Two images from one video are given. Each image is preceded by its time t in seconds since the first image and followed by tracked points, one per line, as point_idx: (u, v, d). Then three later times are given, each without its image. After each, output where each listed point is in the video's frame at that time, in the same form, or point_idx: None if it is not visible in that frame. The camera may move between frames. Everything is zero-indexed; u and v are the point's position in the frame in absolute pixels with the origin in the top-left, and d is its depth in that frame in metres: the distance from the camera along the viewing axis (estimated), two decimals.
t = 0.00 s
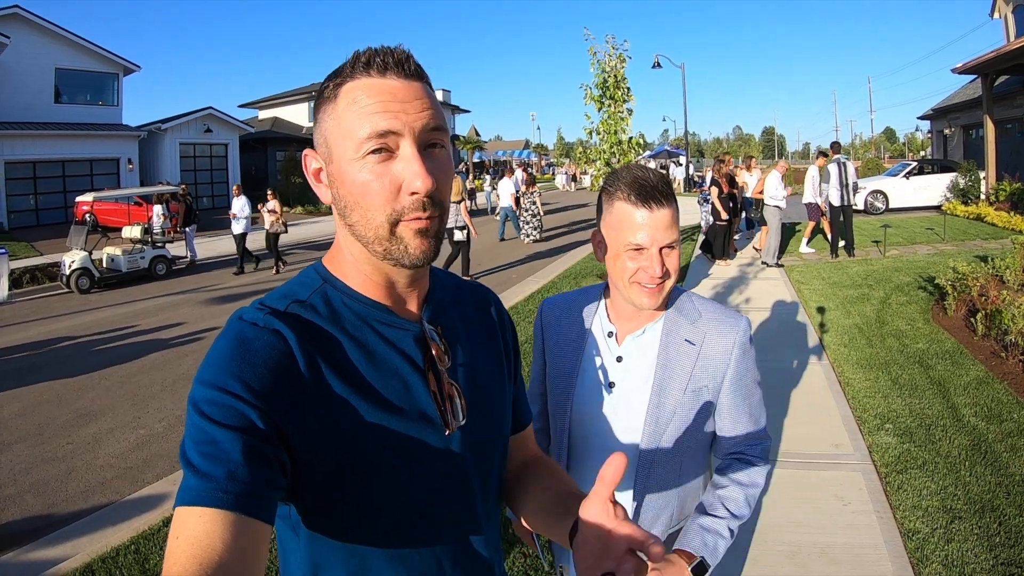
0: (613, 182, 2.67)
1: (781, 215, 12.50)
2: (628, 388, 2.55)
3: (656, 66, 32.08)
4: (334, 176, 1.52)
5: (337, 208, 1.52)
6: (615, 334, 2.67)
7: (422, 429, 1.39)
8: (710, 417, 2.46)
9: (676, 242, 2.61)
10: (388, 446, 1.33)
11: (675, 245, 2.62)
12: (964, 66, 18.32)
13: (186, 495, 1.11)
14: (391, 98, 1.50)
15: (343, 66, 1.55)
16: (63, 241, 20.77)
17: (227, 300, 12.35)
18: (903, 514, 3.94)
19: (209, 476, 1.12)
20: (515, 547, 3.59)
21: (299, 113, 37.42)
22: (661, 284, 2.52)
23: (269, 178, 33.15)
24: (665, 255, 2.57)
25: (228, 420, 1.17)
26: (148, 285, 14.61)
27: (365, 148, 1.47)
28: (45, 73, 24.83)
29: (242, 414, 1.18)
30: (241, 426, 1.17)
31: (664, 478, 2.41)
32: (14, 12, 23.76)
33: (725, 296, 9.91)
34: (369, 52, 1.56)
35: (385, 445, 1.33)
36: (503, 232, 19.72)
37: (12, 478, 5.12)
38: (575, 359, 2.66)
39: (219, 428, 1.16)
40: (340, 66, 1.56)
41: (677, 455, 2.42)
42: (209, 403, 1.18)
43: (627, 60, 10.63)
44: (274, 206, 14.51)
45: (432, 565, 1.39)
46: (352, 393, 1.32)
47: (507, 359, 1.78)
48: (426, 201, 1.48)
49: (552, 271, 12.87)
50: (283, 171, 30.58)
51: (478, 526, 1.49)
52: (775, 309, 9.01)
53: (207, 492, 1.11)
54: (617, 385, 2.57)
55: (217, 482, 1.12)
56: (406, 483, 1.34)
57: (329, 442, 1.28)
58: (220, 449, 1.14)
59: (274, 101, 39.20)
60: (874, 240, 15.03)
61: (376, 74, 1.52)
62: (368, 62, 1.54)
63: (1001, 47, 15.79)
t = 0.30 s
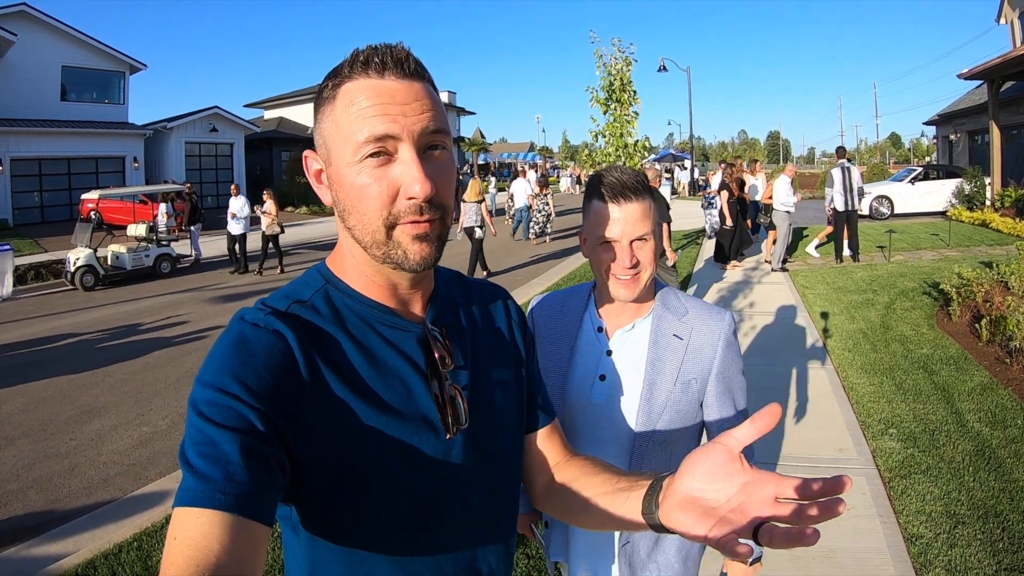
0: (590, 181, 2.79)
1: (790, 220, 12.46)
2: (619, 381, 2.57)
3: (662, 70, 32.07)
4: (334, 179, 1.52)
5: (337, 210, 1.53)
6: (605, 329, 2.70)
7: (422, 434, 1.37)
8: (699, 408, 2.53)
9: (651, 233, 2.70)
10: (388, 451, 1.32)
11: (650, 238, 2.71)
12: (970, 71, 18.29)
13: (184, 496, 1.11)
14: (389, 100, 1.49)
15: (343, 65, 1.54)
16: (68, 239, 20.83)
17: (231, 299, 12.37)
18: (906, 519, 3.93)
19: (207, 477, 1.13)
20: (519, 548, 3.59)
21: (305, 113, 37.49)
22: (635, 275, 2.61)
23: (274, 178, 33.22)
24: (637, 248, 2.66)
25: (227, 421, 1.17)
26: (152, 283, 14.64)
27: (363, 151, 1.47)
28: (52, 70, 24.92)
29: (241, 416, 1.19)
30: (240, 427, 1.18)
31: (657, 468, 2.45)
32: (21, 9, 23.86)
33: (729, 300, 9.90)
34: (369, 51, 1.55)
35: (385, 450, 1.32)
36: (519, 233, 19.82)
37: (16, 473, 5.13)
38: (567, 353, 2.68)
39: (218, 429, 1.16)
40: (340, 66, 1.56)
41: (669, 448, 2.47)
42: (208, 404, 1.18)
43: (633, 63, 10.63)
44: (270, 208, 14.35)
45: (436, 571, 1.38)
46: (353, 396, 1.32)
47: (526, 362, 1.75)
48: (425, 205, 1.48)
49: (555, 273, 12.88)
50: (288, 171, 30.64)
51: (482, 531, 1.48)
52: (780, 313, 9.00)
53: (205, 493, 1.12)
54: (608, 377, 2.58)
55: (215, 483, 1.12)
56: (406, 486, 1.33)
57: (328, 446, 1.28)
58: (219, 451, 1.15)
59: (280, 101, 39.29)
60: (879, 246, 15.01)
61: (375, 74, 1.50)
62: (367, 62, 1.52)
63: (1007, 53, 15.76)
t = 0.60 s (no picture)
0: (583, 185, 2.83)
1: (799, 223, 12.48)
2: (621, 382, 2.57)
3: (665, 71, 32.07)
4: (337, 179, 1.53)
5: (339, 210, 1.53)
6: (605, 331, 2.70)
7: (426, 434, 1.37)
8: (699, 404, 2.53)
9: (642, 235, 2.74)
10: (392, 450, 1.32)
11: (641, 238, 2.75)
12: (974, 75, 18.26)
13: (188, 496, 1.12)
14: (394, 101, 1.49)
15: (348, 67, 1.54)
16: (72, 236, 20.88)
17: (234, 298, 12.38)
18: (907, 521, 3.93)
19: (211, 477, 1.13)
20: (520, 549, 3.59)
21: (309, 113, 37.54)
22: (627, 275, 2.65)
23: (277, 177, 33.27)
24: (627, 249, 2.71)
25: (230, 422, 1.18)
26: (155, 280, 14.67)
27: (367, 153, 1.47)
28: (56, 68, 24.98)
29: (244, 416, 1.19)
30: (243, 428, 1.18)
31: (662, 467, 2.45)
32: (27, 7, 23.94)
33: (731, 302, 9.90)
34: (375, 52, 1.55)
35: (391, 450, 1.32)
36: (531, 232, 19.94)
37: (18, 469, 5.14)
38: (570, 357, 2.67)
39: (221, 429, 1.17)
40: (345, 67, 1.56)
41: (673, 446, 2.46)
42: (211, 405, 1.19)
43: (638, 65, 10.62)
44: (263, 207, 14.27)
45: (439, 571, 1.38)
46: (357, 396, 1.32)
47: (528, 364, 1.75)
48: (427, 208, 1.48)
49: (558, 274, 12.89)
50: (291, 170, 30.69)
51: (485, 532, 1.48)
52: (782, 315, 9.00)
53: (209, 495, 1.12)
54: (611, 379, 2.58)
55: (219, 484, 1.13)
56: (409, 487, 1.33)
57: (331, 448, 1.28)
58: (222, 451, 1.15)
59: (284, 100, 39.35)
60: (881, 249, 14.99)
61: (380, 76, 1.51)
62: (372, 63, 1.53)
63: (1011, 57, 15.73)
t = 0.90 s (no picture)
0: (593, 188, 2.81)
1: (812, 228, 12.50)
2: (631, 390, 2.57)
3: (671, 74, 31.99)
4: (333, 178, 1.53)
5: (336, 209, 1.53)
6: (613, 338, 2.71)
7: (424, 435, 1.37)
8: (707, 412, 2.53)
9: (649, 238, 2.71)
10: (391, 452, 1.33)
11: (649, 242, 2.73)
12: (980, 80, 18.22)
13: (184, 500, 1.12)
14: (392, 100, 1.49)
15: (345, 65, 1.55)
16: (77, 232, 20.93)
17: (238, 295, 12.39)
18: (907, 527, 3.92)
19: (207, 481, 1.13)
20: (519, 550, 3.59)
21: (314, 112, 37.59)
22: (633, 280, 2.65)
23: (282, 175, 33.33)
24: (633, 252, 2.68)
25: (227, 425, 1.18)
26: (159, 277, 14.70)
27: (364, 151, 1.47)
28: (63, 64, 25.05)
29: (241, 420, 1.19)
30: (241, 431, 1.18)
31: (669, 475, 2.45)
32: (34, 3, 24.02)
33: (734, 306, 9.89)
34: (372, 50, 1.56)
35: (388, 453, 1.32)
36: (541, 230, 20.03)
37: (20, 463, 5.16)
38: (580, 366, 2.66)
39: (218, 433, 1.17)
40: (342, 66, 1.56)
41: (680, 454, 2.47)
42: (208, 408, 1.19)
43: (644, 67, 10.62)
44: (257, 208, 14.08)
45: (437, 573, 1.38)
46: (354, 397, 1.33)
47: (526, 363, 1.75)
48: (424, 207, 1.47)
49: (561, 275, 12.89)
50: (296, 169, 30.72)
51: (483, 537, 1.47)
52: (785, 319, 8.99)
53: (206, 498, 1.12)
54: (621, 388, 2.58)
55: (215, 488, 1.13)
56: (407, 490, 1.33)
57: (328, 451, 1.28)
58: (218, 454, 1.15)
59: (290, 98, 39.41)
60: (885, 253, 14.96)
61: (378, 74, 1.51)
62: (370, 61, 1.53)
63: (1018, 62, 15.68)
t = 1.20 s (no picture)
0: (611, 188, 2.83)
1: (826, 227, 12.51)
2: (648, 397, 2.57)
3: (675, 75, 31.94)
4: (340, 172, 1.53)
5: (343, 204, 1.53)
6: (635, 341, 2.70)
7: (428, 432, 1.37)
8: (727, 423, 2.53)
9: (668, 239, 2.70)
10: (395, 448, 1.33)
11: (668, 243, 2.71)
12: (985, 83, 18.19)
13: (190, 493, 1.12)
14: (400, 94, 1.49)
15: (354, 59, 1.55)
16: (80, 229, 20.96)
17: (241, 293, 12.40)
18: (908, 529, 3.91)
19: (212, 474, 1.13)
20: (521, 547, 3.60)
21: (318, 110, 37.63)
22: (650, 282, 2.64)
23: (286, 174, 33.38)
24: (650, 254, 2.68)
25: (232, 418, 1.18)
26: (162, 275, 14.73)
27: (370, 146, 1.47)
28: (68, 61, 25.10)
29: (246, 412, 1.19)
30: (245, 424, 1.18)
31: (686, 487, 2.45)
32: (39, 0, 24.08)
33: (737, 307, 9.89)
34: (381, 45, 1.56)
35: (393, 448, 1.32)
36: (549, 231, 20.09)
37: (23, 458, 5.17)
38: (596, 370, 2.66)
39: (223, 426, 1.17)
40: (351, 60, 1.57)
41: (697, 465, 2.47)
42: (212, 401, 1.19)
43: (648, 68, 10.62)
44: (249, 207, 13.96)
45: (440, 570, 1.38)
46: (358, 392, 1.33)
47: (530, 361, 1.75)
48: (430, 202, 1.47)
49: (564, 275, 12.89)
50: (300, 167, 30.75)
51: (486, 534, 1.47)
52: (789, 321, 8.98)
53: (211, 491, 1.12)
54: (639, 394, 2.59)
55: (220, 481, 1.13)
56: (412, 486, 1.34)
57: (334, 447, 1.29)
58: (223, 448, 1.15)
59: (294, 97, 39.47)
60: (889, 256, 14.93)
61: (386, 68, 1.52)
62: (378, 55, 1.54)
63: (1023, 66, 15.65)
